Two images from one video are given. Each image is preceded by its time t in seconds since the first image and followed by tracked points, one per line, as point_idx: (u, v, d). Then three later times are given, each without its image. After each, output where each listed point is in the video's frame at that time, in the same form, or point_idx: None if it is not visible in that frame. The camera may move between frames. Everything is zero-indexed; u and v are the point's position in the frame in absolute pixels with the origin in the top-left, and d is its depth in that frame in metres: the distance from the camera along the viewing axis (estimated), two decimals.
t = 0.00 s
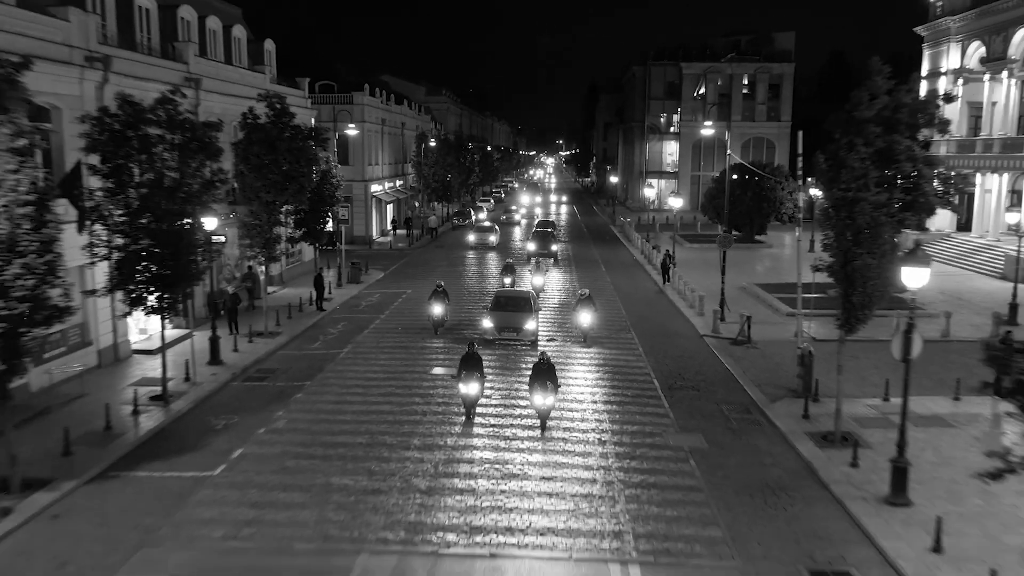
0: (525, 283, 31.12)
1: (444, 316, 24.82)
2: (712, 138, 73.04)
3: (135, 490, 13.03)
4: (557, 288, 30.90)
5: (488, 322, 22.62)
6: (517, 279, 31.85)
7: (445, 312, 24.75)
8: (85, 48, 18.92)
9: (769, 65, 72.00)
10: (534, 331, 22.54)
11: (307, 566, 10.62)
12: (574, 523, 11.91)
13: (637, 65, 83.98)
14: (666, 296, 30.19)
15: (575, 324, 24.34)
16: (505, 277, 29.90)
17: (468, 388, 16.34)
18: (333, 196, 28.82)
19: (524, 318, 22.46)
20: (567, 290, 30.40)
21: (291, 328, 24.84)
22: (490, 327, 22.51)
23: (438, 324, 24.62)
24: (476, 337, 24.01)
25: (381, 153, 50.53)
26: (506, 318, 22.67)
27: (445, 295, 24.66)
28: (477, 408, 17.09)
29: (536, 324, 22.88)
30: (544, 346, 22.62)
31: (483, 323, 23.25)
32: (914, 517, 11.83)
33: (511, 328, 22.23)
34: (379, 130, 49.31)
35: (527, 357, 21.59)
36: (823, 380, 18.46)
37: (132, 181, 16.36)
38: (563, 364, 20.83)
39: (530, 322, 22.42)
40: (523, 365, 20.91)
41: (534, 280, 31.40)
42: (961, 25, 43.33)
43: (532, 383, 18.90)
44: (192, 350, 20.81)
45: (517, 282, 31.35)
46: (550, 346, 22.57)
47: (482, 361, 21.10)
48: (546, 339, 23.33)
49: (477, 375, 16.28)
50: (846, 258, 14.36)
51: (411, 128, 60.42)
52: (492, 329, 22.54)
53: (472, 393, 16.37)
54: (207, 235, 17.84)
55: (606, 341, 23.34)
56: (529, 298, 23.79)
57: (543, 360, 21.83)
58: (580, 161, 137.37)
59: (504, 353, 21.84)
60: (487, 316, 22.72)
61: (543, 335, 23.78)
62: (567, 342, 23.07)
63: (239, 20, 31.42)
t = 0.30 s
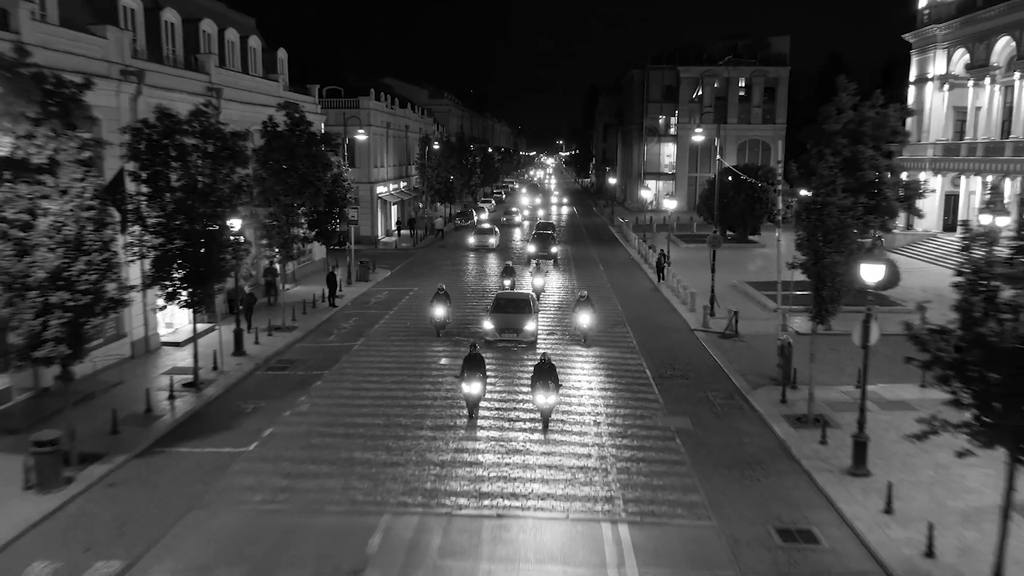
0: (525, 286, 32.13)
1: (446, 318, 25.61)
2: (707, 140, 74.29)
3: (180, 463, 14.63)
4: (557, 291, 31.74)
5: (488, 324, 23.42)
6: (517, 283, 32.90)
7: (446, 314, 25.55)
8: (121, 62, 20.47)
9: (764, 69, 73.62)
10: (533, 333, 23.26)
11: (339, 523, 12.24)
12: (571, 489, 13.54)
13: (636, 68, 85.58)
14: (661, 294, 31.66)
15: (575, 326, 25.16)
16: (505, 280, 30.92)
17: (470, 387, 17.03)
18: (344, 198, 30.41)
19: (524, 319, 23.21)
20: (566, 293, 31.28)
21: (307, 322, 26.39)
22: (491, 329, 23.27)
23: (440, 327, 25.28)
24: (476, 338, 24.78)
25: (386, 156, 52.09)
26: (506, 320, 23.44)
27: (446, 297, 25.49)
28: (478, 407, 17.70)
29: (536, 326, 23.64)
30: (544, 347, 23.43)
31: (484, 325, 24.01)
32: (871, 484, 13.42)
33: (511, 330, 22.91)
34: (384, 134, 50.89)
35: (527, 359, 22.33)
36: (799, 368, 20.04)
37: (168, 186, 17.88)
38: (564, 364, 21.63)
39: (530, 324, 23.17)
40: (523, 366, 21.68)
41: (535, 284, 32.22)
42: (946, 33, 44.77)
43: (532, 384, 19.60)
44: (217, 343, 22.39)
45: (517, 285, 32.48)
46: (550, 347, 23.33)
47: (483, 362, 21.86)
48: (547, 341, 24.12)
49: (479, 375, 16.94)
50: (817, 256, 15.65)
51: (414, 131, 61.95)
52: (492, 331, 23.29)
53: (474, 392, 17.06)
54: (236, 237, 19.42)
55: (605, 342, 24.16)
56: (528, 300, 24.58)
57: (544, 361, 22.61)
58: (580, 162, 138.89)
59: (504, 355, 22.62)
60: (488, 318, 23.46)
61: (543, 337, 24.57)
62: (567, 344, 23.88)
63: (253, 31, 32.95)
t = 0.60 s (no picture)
0: (525, 289, 33.35)
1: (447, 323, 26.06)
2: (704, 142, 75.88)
3: (217, 442, 16.29)
4: (556, 295, 32.66)
5: (491, 325, 24.44)
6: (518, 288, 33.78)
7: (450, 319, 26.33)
8: (152, 76, 22.03)
9: (760, 73, 75.24)
10: (533, 335, 24.13)
11: (363, 492, 13.90)
12: (567, 464, 15.22)
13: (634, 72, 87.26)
14: (655, 293, 33.24)
15: (573, 328, 26.05)
16: (504, 283, 32.05)
17: (473, 389, 17.48)
18: (355, 202, 32.06)
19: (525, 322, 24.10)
20: (565, 296, 32.25)
21: (321, 318, 28.03)
22: (493, 331, 24.21)
23: (442, 330, 25.84)
24: (479, 341, 25.64)
25: (391, 159, 53.70)
26: (508, 323, 24.47)
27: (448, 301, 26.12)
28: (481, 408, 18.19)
29: (536, 328, 24.54)
30: (544, 349, 24.34)
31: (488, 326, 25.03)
32: (835, 460, 15.06)
33: (513, 331, 23.99)
34: (389, 138, 52.49)
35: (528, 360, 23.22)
36: (777, 358, 21.71)
37: (199, 192, 19.43)
38: (563, 364, 22.54)
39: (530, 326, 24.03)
40: (524, 367, 22.53)
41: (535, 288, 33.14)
42: (933, 41, 46.07)
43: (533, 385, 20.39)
44: (240, 337, 24.04)
45: (517, 289, 33.73)
46: (549, 349, 24.20)
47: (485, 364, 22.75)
48: (546, 343, 25.01)
49: (481, 377, 17.46)
50: (793, 257, 17.46)
51: (418, 135, 63.58)
52: (494, 332, 24.29)
53: (478, 394, 17.48)
54: (260, 240, 21.09)
55: (602, 343, 25.07)
56: (529, 303, 25.61)
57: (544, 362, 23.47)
58: (580, 163, 140.54)
59: (506, 357, 23.54)
60: (491, 320, 24.43)
61: (543, 339, 25.47)
62: (566, 345, 24.78)
63: (267, 42, 34.56)
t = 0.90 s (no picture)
0: (525, 292, 34.52)
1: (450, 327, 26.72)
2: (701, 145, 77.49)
3: (248, 427, 17.99)
4: (555, 300, 33.44)
5: (492, 331, 24.93)
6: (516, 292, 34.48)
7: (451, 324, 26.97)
8: (180, 91, 23.70)
9: (756, 77, 76.80)
10: (534, 339, 24.82)
11: (383, 469, 15.63)
12: (566, 446, 16.99)
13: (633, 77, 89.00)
14: (650, 293, 34.88)
15: (573, 332, 26.89)
16: (503, 286, 33.36)
17: (476, 391, 18.43)
18: (365, 206, 33.76)
19: (525, 326, 24.84)
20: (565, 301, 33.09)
21: (334, 317, 29.72)
22: (493, 335, 24.83)
23: (444, 335, 26.48)
24: (480, 345, 26.28)
25: (396, 163, 55.36)
26: (509, 327, 25.12)
27: (451, 307, 26.81)
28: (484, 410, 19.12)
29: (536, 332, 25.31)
30: (544, 352, 25.17)
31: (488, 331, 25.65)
32: (806, 443, 16.76)
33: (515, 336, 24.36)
34: (394, 142, 54.20)
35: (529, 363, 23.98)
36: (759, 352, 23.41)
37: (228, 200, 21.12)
38: (563, 366, 23.40)
39: (531, 330, 24.75)
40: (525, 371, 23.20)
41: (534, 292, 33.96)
42: (919, 50, 45.90)
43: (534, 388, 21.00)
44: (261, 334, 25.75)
45: (517, 292, 34.74)
46: (549, 352, 25.01)
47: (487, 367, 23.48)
48: (547, 345, 25.83)
49: (484, 380, 18.42)
50: (772, 259, 18.87)
51: (421, 139, 65.28)
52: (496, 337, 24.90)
53: (480, 397, 18.45)
54: (281, 244, 22.82)
55: (601, 345, 25.94)
56: (529, 307, 26.09)
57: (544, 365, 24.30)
58: (580, 164, 142.22)
59: (507, 360, 24.22)
60: (492, 325, 25.03)
61: (543, 342, 26.32)
62: (566, 348, 25.61)
63: (281, 54, 36.24)
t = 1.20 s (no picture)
0: (524, 296, 35.52)
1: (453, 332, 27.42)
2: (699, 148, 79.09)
3: (274, 415, 19.72)
4: (555, 305, 34.28)
5: (494, 335, 25.82)
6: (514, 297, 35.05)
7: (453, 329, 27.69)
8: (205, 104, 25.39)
9: (751, 82, 78.33)
10: (534, 343, 25.76)
11: (399, 452, 17.36)
12: (564, 431, 18.83)
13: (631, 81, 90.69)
14: (644, 293, 36.62)
15: (572, 336, 27.79)
16: (503, 291, 34.63)
17: (479, 394, 19.27)
18: (374, 210, 35.44)
19: (525, 330, 25.82)
20: (564, 305, 33.98)
21: (346, 315, 31.40)
22: (496, 339, 25.73)
23: (447, 340, 27.16)
24: (482, 349, 27.06)
25: (400, 167, 56.99)
26: (511, 332, 26.02)
27: (453, 313, 27.52)
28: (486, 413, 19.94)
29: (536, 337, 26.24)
30: (544, 355, 26.15)
31: (490, 336, 26.51)
32: (782, 429, 18.46)
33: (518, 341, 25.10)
34: (399, 147, 55.84)
35: (531, 366, 24.83)
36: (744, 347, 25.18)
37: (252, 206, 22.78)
38: (563, 369, 24.37)
39: (531, 335, 25.68)
40: (527, 375, 23.97)
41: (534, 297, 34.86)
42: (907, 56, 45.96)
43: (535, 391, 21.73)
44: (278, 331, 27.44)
45: (517, 296, 35.71)
46: (549, 356, 25.95)
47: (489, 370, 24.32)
48: (546, 349, 26.76)
49: (485, 383, 19.28)
50: (753, 262, 20.60)
51: (424, 143, 66.90)
52: (498, 341, 25.71)
53: (482, 399, 19.27)
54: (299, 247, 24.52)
55: (599, 348, 26.91)
56: (530, 312, 27.03)
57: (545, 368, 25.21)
58: (579, 166, 143.86)
59: (509, 364, 24.95)
60: (494, 329, 25.91)
61: (542, 347, 27.24)
62: (565, 352, 26.54)
63: (292, 64, 37.90)
